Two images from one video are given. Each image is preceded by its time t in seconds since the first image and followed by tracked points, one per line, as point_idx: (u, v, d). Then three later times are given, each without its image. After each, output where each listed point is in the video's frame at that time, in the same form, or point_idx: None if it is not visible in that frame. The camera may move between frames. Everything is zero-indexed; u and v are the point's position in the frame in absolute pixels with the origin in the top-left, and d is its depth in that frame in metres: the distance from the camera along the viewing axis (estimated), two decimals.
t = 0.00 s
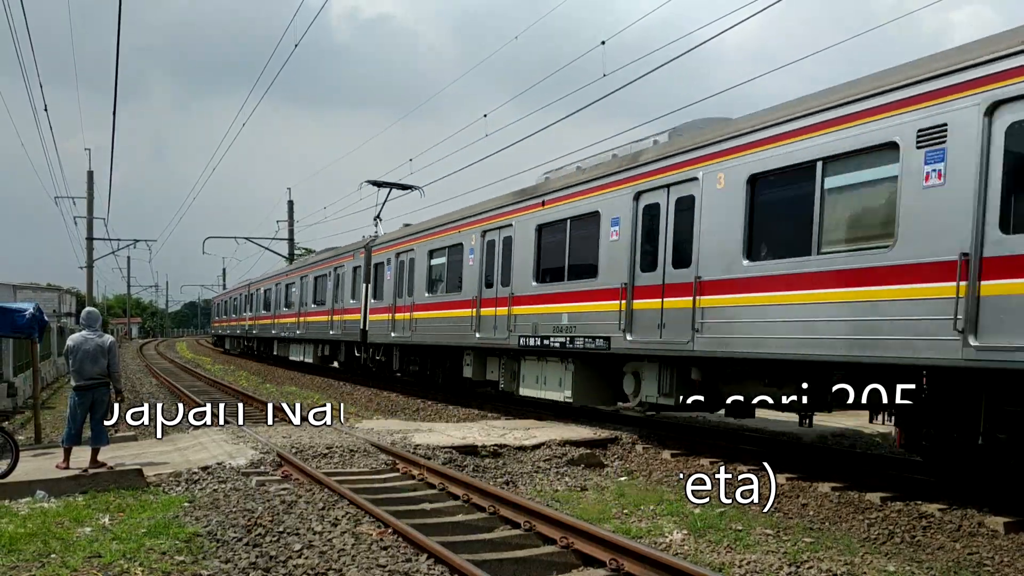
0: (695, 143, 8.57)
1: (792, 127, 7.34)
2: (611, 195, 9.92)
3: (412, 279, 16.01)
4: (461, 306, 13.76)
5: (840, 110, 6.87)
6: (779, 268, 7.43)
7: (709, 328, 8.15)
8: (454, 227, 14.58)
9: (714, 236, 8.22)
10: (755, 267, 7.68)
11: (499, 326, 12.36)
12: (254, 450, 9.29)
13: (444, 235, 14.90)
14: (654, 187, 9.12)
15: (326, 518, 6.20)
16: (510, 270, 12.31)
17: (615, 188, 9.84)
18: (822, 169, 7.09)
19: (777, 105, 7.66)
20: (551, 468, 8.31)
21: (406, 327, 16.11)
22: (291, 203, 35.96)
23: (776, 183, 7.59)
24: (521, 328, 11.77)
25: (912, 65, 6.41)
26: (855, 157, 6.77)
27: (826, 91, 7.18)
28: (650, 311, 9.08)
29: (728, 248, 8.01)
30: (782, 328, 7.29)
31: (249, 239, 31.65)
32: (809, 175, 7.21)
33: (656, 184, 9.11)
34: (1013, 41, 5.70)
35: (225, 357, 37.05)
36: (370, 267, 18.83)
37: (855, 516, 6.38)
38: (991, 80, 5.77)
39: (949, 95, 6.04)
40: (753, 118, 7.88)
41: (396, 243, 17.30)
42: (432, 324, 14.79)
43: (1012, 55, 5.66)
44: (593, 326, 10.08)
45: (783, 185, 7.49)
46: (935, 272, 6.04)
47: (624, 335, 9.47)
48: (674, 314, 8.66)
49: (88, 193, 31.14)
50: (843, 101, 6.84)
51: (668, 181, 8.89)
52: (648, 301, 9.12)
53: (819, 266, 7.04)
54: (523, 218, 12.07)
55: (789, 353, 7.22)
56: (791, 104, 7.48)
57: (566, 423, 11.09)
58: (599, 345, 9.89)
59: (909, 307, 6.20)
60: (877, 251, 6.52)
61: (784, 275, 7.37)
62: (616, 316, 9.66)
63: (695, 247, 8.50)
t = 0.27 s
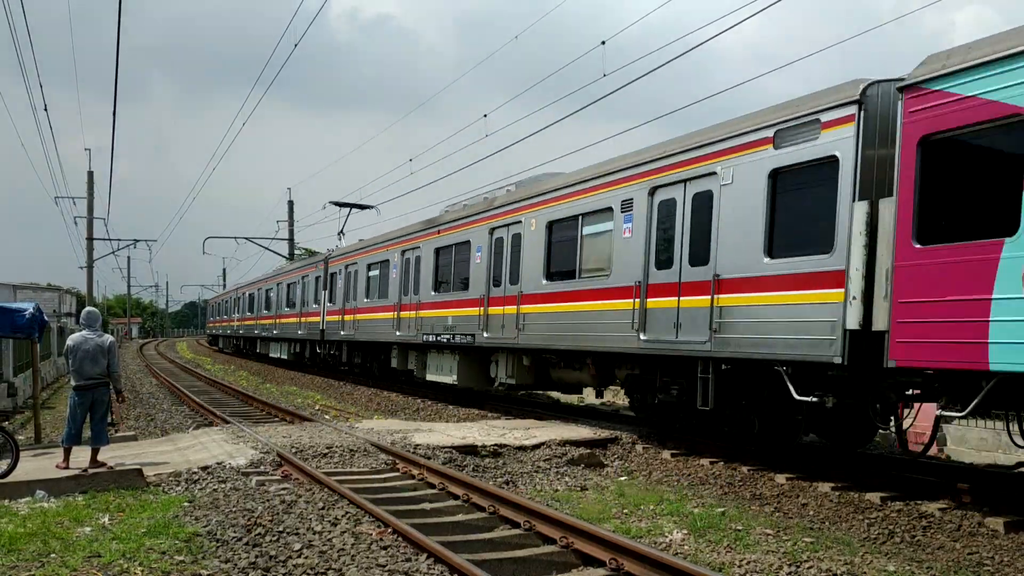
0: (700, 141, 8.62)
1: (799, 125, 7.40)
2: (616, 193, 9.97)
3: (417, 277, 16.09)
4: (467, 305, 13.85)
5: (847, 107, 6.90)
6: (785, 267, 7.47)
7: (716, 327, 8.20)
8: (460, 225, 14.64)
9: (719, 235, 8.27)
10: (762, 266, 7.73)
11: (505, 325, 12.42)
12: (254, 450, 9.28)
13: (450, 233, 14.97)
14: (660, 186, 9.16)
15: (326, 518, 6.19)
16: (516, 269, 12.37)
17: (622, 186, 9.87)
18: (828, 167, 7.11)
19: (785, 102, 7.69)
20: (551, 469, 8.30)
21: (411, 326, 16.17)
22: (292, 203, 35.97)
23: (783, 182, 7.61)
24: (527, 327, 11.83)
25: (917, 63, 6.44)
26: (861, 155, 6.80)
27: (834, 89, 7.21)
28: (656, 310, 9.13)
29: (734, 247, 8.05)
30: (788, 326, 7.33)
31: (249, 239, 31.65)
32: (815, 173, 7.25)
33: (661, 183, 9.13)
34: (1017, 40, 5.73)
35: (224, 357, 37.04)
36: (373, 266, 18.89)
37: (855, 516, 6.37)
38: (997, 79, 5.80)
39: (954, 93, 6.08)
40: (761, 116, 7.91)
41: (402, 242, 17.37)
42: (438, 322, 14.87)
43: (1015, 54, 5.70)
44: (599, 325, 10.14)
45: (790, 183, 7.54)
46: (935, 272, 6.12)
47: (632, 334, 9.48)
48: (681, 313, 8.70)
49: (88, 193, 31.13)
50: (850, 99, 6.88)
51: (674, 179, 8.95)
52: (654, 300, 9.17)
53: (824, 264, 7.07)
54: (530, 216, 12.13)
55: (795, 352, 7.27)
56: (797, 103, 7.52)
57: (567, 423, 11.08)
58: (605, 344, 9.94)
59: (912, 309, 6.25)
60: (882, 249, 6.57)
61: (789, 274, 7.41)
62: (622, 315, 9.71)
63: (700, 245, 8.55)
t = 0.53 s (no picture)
0: (696, 142, 8.60)
1: (793, 126, 7.37)
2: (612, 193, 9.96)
3: (420, 277, 16.13)
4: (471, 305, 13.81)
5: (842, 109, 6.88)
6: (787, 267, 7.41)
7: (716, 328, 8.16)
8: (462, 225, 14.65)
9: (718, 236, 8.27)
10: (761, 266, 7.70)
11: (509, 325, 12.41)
12: (254, 450, 9.28)
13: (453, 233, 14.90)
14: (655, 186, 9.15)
15: (326, 518, 6.19)
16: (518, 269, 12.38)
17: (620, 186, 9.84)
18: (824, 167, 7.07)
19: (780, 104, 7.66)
20: (551, 469, 8.29)
21: (414, 327, 16.20)
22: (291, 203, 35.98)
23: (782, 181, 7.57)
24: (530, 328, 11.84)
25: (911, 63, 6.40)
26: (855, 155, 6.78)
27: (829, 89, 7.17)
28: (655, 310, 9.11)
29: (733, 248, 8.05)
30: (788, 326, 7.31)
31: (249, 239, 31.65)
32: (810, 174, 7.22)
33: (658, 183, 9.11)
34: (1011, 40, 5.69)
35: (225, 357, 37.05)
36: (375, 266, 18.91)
37: (855, 516, 6.37)
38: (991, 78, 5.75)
39: (948, 93, 6.04)
40: (758, 117, 7.88)
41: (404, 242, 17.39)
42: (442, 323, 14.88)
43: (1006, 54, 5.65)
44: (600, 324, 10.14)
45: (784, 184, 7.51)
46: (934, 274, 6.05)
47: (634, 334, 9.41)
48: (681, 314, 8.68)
49: (88, 193, 31.14)
50: (845, 100, 6.85)
51: (671, 180, 8.94)
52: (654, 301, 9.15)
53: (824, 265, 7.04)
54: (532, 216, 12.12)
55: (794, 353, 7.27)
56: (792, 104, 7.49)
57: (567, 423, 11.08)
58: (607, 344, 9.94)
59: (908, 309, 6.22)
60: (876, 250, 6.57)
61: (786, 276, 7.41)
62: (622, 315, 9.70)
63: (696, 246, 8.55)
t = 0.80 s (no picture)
0: (694, 142, 8.60)
1: (794, 126, 7.38)
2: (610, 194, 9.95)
3: (414, 278, 16.12)
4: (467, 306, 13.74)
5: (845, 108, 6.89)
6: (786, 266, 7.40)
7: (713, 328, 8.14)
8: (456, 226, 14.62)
9: (713, 236, 8.26)
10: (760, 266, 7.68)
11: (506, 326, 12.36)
12: (254, 450, 9.27)
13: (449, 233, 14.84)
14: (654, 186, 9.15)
15: (327, 518, 6.19)
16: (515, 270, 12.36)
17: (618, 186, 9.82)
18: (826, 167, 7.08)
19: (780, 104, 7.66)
20: (551, 469, 8.30)
21: (410, 328, 16.16)
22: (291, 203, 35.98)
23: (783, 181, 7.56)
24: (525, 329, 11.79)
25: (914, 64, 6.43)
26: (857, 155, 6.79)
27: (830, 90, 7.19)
28: (651, 311, 9.11)
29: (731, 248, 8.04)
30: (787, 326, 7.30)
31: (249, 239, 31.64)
32: (810, 174, 7.23)
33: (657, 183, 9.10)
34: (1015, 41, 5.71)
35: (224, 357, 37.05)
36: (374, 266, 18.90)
37: (855, 516, 6.37)
38: (996, 78, 5.79)
39: (952, 93, 6.07)
40: (757, 117, 7.87)
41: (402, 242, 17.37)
42: (439, 325, 14.85)
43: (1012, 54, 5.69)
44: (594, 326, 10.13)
45: (784, 184, 7.51)
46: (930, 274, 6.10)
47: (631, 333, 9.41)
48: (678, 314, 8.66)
49: (88, 193, 31.14)
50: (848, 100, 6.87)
51: (668, 180, 8.93)
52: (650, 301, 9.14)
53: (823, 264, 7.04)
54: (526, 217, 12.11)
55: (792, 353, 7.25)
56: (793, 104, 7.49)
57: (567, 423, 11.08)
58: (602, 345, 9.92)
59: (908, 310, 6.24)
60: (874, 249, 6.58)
61: (784, 276, 7.40)
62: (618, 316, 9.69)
63: (693, 246, 8.53)
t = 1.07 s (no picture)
0: (692, 142, 8.56)
1: (792, 125, 7.33)
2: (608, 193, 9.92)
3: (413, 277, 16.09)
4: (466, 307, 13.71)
5: (842, 108, 6.87)
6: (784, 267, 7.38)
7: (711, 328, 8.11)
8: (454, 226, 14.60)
9: (711, 236, 8.22)
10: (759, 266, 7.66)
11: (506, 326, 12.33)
12: (254, 450, 9.27)
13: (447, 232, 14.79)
14: (652, 186, 9.12)
15: (327, 518, 6.19)
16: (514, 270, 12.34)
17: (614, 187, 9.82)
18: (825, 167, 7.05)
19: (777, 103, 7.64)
20: (553, 470, 8.30)
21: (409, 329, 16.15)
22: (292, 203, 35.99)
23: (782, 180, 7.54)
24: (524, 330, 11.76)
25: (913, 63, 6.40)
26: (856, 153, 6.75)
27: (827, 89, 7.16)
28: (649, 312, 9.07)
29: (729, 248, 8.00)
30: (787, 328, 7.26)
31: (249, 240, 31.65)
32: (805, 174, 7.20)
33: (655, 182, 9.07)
34: (1015, 40, 5.69)
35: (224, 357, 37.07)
36: (373, 266, 18.88)
37: (855, 516, 6.37)
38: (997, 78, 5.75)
39: (952, 92, 6.04)
40: (752, 117, 7.85)
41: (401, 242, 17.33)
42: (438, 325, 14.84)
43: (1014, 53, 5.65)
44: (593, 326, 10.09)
45: (781, 183, 7.47)
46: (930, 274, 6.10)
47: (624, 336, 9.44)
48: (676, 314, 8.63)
49: (88, 193, 31.13)
50: (843, 100, 6.85)
51: (666, 180, 8.89)
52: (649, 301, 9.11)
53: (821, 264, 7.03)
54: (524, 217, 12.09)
55: (792, 354, 7.23)
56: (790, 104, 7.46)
57: (567, 424, 11.09)
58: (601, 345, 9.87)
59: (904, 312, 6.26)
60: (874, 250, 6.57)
61: (782, 276, 7.38)
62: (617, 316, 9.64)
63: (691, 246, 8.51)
